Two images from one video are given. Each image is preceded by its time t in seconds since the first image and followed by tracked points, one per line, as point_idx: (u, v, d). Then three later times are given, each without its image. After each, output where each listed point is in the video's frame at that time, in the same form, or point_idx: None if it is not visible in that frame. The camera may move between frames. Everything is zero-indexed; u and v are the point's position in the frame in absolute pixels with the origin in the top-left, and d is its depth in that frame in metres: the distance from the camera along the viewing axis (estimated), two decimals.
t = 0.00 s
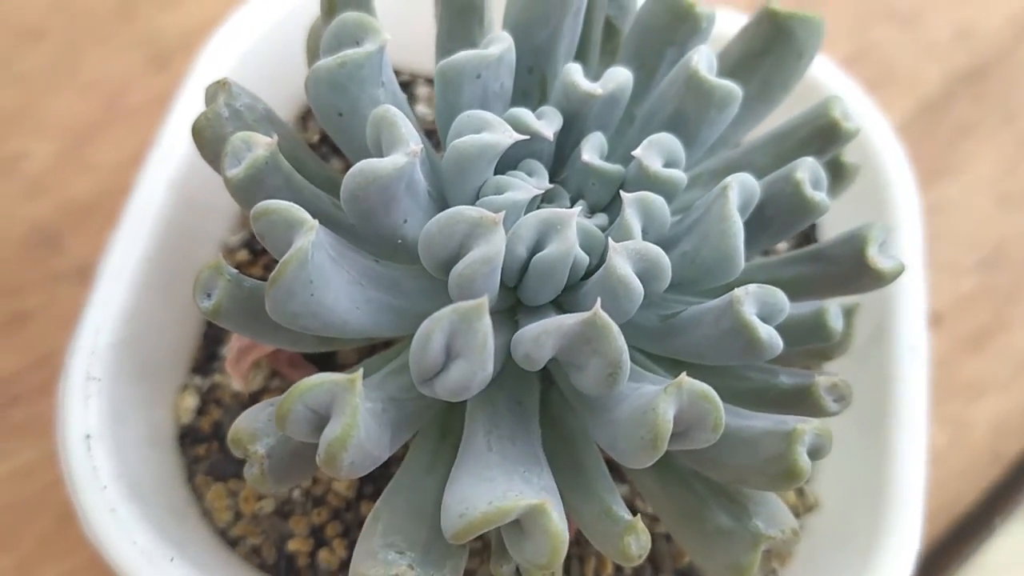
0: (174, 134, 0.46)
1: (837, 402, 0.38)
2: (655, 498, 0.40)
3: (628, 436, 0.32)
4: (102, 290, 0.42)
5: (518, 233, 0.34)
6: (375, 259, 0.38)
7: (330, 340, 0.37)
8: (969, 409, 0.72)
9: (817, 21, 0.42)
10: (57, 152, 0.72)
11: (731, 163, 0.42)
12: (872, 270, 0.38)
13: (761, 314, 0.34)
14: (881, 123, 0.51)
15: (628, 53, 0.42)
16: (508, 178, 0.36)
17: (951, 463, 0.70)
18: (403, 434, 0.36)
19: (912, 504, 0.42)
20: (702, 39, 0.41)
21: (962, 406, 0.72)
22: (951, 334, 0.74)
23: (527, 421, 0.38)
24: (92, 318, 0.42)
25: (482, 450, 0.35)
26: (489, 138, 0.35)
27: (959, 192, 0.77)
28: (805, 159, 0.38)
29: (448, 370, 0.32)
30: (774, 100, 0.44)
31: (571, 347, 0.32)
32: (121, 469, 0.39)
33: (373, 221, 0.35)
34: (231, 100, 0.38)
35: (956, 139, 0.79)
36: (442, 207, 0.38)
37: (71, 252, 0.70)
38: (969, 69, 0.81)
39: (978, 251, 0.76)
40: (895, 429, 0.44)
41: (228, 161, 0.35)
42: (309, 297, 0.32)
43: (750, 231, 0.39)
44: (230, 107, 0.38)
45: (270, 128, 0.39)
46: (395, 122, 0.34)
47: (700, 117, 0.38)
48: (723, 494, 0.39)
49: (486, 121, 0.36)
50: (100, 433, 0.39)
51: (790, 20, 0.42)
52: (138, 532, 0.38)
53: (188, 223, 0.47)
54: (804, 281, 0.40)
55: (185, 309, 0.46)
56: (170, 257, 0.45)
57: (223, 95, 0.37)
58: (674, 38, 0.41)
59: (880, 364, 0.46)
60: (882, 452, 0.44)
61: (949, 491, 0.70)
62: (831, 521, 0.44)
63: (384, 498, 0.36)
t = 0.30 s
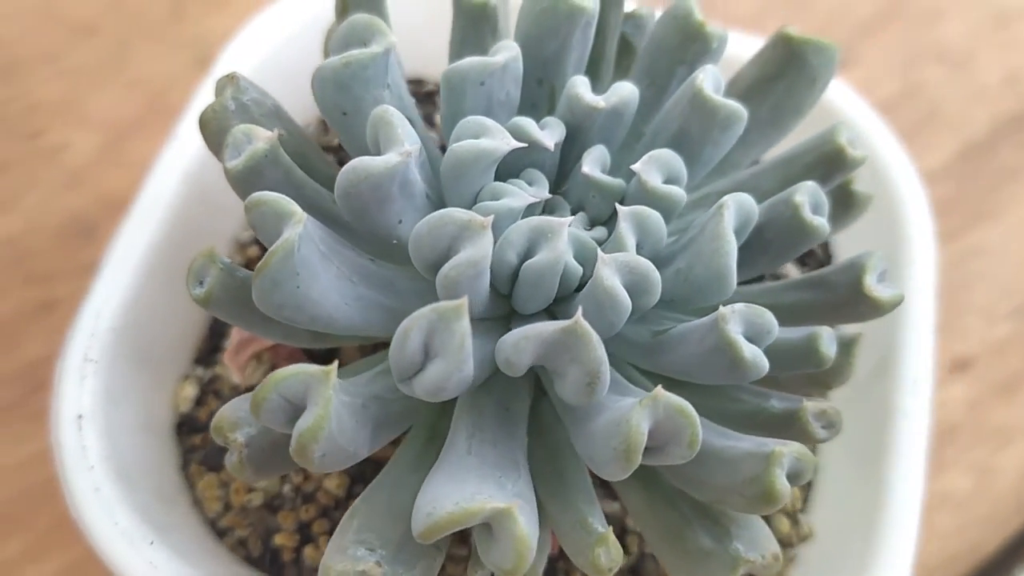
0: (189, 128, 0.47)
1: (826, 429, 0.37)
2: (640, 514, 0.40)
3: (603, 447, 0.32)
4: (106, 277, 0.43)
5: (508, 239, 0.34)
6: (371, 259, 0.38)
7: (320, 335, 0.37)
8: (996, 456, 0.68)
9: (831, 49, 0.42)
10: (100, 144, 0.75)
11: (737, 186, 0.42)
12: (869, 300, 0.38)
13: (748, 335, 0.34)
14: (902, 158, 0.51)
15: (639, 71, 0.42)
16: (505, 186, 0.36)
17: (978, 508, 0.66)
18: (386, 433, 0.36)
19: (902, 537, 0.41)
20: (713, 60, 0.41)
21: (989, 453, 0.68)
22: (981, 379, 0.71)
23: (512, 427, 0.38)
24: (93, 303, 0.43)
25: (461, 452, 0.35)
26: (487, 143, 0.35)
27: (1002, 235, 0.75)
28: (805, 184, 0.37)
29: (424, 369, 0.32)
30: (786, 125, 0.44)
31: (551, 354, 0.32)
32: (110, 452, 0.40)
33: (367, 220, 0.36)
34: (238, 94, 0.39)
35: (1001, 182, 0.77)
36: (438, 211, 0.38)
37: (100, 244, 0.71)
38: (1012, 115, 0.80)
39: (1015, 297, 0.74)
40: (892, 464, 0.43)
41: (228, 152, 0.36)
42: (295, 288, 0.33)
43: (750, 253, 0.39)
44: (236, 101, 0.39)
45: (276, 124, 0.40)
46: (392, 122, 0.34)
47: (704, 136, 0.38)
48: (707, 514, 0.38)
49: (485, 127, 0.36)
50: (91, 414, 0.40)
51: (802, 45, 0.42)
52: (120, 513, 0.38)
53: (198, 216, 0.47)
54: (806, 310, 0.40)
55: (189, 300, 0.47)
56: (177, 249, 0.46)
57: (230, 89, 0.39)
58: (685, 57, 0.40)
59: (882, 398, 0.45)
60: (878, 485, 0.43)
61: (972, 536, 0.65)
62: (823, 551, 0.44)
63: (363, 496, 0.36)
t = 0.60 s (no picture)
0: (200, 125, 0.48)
1: (814, 455, 0.36)
2: (624, 530, 0.40)
3: (578, 457, 0.32)
4: (109, 264, 0.44)
5: (499, 246, 0.35)
6: (367, 258, 0.39)
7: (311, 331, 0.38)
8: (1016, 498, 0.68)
9: (843, 72, 0.42)
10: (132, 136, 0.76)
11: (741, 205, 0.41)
12: (864, 327, 0.37)
13: (735, 355, 0.33)
14: (920, 187, 0.50)
15: (648, 85, 0.42)
16: (502, 193, 0.37)
17: (998, 549, 0.67)
18: (372, 431, 0.36)
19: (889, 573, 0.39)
20: (722, 78, 0.41)
21: (1009, 494, 0.68)
22: (1009, 419, 0.71)
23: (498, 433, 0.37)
24: (95, 289, 0.44)
25: (441, 454, 0.35)
26: (484, 149, 0.35)
27: None
28: (805, 206, 0.37)
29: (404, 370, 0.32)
30: (797, 147, 0.43)
31: (532, 362, 0.32)
32: (100, 434, 0.41)
33: (362, 218, 0.36)
34: (245, 88, 0.39)
35: None
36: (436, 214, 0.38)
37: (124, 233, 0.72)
38: None
39: None
40: (887, 498, 0.42)
41: (230, 144, 0.37)
42: (283, 282, 0.33)
43: (747, 273, 0.38)
44: (243, 95, 0.39)
45: (283, 121, 0.40)
46: (390, 122, 0.34)
47: (707, 153, 0.38)
48: (690, 533, 0.38)
49: (484, 133, 0.36)
50: (84, 397, 0.41)
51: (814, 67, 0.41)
52: (105, 496, 0.39)
53: (206, 210, 0.48)
54: (802, 333, 0.39)
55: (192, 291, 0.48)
56: (182, 241, 0.47)
57: (237, 83, 0.39)
58: (693, 73, 0.40)
59: (881, 428, 0.44)
60: (870, 520, 0.42)
61: None
62: None
63: (344, 494, 0.36)
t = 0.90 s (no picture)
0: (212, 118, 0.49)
1: (800, 479, 0.36)
2: (607, 544, 0.39)
3: (558, 469, 0.31)
4: (114, 250, 0.45)
5: (492, 253, 0.34)
6: (364, 258, 0.39)
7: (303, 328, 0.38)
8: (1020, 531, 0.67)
9: (853, 93, 0.41)
10: (160, 124, 0.78)
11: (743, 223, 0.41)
12: (859, 353, 0.37)
13: (724, 374, 0.33)
14: (931, 215, 0.50)
15: (655, 99, 0.42)
16: (500, 199, 0.36)
17: None
18: (358, 432, 0.36)
19: None
20: (730, 94, 0.41)
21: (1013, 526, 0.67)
22: (1018, 450, 0.70)
23: (484, 440, 0.37)
24: (98, 274, 0.44)
25: (423, 459, 0.35)
26: (483, 155, 0.35)
27: None
28: (805, 227, 0.36)
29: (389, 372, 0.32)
30: (804, 167, 0.43)
31: (517, 370, 0.32)
32: (93, 418, 0.41)
33: (358, 219, 0.36)
34: (252, 84, 0.40)
35: None
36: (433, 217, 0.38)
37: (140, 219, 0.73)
38: None
39: None
40: (876, 527, 0.41)
41: (232, 139, 0.37)
42: (275, 278, 0.33)
43: (745, 291, 0.38)
44: (249, 90, 0.40)
45: (289, 118, 0.41)
46: (390, 124, 0.34)
47: (711, 169, 0.37)
48: (672, 552, 0.38)
49: (485, 138, 0.36)
50: (80, 380, 0.42)
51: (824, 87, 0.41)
52: (94, 480, 0.39)
53: (214, 202, 0.49)
54: (797, 355, 0.39)
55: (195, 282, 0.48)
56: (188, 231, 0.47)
57: (245, 78, 0.40)
58: (700, 88, 0.40)
59: (875, 455, 0.44)
60: (858, 547, 0.41)
61: None
62: None
63: (327, 491, 0.36)
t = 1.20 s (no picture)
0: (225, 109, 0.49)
1: (785, 503, 0.36)
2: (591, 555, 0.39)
3: (537, 481, 0.31)
4: (119, 237, 0.45)
5: (485, 260, 0.34)
6: (361, 258, 0.39)
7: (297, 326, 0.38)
8: None
9: (863, 113, 0.41)
10: (185, 108, 0.79)
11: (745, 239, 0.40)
12: (852, 377, 0.37)
13: (711, 393, 0.33)
14: (943, 237, 0.49)
15: (663, 110, 0.41)
16: (497, 206, 0.36)
17: None
18: (346, 432, 0.36)
19: None
20: (738, 110, 0.40)
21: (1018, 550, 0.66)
22: None
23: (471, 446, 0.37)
24: (103, 260, 0.45)
25: (406, 463, 0.35)
26: (481, 162, 0.35)
27: None
28: (803, 247, 0.36)
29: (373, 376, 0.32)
30: (811, 185, 0.43)
31: (500, 380, 0.32)
32: (89, 404, 0.42)
33: (355, 220, 0.36)
34: (259, 79, 0.40)
35: None
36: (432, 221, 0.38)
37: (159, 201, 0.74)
38: None
39: None
40: (867, 550, 0.40)
41: (235, 134, 0.37)
42: (266, 275, 0.34)
43: (740, 309, 0.37)
44: (256, 86, 0.40)
45: (296, 114, 0.41)
46: (388, 126, 0.34)
47: (712, 184, 0.37)
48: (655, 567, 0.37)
49: (485, 145, 0.36)
50: (78, 365, 0.42)
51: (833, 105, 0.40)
52: (84, 466, 0.40)
53: (223, 193, 0.49)
54: (791, 375, 0.39)
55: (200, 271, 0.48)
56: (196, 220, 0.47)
57: (252, 73, 0.40)
58: (708, 102, 0.40)
59: (869, 480, 0.43)
60: (846, 569, 0.40)
61: None
62: None
63: (311, 489, 0.36)
